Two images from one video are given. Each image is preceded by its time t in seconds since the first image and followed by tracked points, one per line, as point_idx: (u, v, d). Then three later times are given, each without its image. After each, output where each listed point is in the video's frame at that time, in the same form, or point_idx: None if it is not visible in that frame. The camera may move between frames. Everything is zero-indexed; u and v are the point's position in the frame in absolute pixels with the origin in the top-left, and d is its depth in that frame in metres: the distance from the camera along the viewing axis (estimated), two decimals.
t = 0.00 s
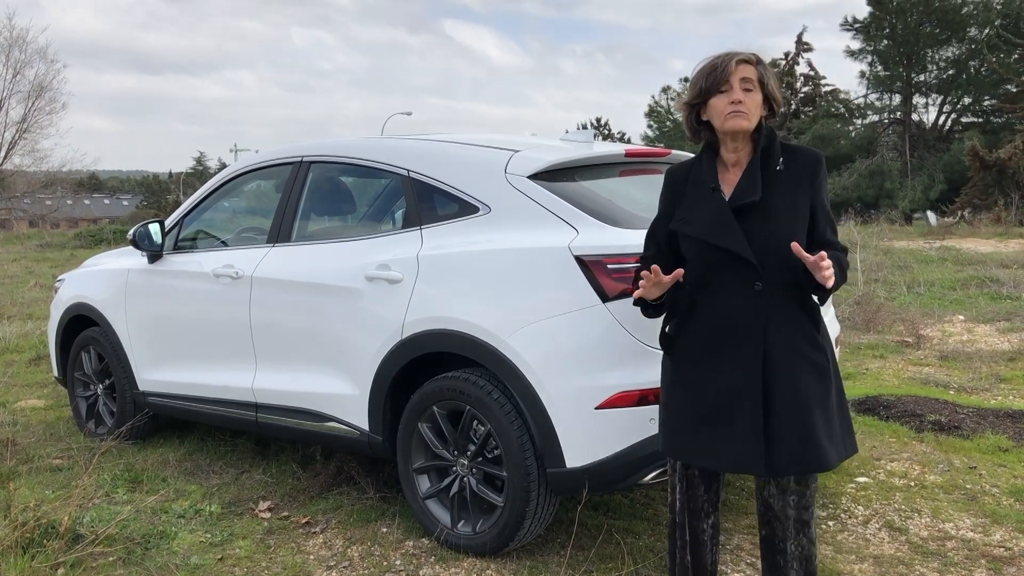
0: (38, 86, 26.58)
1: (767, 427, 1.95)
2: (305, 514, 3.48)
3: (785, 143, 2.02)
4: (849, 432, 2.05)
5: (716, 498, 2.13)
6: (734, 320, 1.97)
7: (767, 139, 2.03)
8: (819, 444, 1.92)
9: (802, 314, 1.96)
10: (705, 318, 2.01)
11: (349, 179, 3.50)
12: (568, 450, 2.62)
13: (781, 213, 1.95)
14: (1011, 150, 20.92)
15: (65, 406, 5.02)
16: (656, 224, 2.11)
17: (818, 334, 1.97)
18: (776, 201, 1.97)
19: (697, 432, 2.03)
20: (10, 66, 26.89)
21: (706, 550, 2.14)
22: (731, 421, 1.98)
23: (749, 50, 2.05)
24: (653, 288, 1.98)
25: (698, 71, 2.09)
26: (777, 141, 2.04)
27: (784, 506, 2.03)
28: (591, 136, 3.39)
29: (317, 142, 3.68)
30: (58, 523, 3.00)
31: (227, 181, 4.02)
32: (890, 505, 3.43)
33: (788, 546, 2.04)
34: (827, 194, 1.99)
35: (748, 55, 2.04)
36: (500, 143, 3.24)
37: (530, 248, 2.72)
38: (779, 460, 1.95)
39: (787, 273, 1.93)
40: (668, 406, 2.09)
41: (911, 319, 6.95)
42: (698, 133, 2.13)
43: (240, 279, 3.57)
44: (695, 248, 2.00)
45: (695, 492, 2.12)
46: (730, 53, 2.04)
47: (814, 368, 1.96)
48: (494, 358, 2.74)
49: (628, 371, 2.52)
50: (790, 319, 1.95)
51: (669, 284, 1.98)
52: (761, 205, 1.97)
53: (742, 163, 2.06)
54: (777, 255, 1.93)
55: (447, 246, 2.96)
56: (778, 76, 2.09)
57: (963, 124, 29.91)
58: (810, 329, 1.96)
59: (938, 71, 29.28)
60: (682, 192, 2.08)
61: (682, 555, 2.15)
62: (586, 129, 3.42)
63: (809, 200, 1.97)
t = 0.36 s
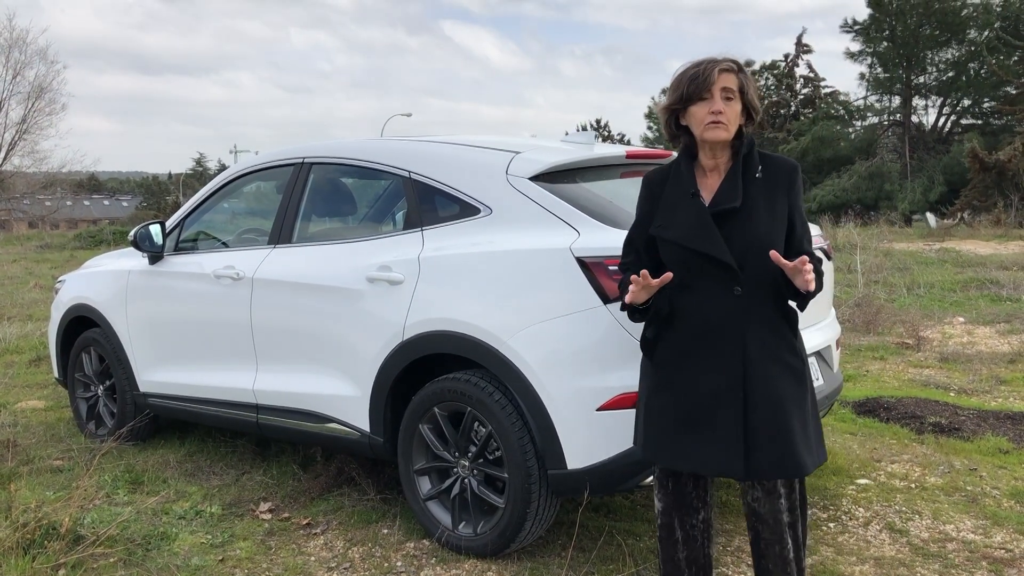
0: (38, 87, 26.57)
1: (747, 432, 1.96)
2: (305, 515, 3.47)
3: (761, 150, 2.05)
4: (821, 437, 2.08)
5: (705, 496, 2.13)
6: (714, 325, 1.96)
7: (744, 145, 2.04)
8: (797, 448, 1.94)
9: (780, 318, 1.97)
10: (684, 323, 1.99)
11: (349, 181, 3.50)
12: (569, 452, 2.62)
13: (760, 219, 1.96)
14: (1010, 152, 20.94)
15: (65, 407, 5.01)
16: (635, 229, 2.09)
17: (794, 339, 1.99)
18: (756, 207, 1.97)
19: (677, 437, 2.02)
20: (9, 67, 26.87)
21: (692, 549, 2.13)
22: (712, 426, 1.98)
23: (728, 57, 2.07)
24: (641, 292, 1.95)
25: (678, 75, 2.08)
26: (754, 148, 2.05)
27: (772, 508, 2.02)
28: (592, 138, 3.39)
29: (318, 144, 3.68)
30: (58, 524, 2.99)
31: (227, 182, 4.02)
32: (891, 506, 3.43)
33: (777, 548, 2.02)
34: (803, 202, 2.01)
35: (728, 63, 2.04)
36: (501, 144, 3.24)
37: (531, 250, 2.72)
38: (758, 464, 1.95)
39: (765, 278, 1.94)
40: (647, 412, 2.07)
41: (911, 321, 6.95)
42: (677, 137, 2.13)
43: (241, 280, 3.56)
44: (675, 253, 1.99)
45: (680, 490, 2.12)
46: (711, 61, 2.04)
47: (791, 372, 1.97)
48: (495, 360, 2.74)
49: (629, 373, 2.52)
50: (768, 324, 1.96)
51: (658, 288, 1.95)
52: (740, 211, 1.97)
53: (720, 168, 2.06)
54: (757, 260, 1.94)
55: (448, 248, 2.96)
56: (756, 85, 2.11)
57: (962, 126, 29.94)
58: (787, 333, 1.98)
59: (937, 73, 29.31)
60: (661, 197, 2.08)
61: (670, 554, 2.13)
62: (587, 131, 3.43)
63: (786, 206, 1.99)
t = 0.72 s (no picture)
0: (39, 87, 26.56)
1: (740, 433, 1.96)
2: (307, 515, 3.48)
3: (749, 154, 2.04)
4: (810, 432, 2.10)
5: (699, 495, 2.14)
6: (705, 327, 1.96)
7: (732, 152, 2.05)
8: (791, 446, 1.95)
9: (769, 319, 1.99)
10: (675, 326, 1.99)
11: (351, 181, 3.50)
12: (571, 452, 2.62)
13: (748, 222, 1.97)
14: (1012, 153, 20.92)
15: (67, 407, 5.02)
16: (621, 234, 2.08)
17: (784, 338, 2.00)
18: (743, 210, 1.97)
19: (671, 440, 2.01)
20: (11, 67, 26.86)
21: (687, 548, 2.13)
22: (705, 428, 1.98)
23: (730, 63, 2.07)
24: (618, 283, 1.98)
25: (678, 75, 2.08)
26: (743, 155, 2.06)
27: (775, 506, 2.02)
28: (594, 138, 3.39)
29: (320, 144, 3.68)
30: (61, 524, 2.99)
31: (229, 183, 4.02)
32: (893, 507, 3.44)
33: (780, 548, 2.02)
34: (787, 203, 2.03)
35: (729, 68, 2.04)
36: (503, 145, 3.24)
37: (534, 250, 2.72)
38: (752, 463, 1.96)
39: (754, 279, 1.96)
40: (639, 416, 2.07)
41: (912, 322, 6.96)
42: (668, 136, 2.12)
43: (244, 280, 3.57)
44: (664, 257, 1.98)
45: (674, 490, 2.12)
46: (713, 64, 2.04)
47: (782, 371, 1.99)
48: (498, 361, 2.75)
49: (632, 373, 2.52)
50: (758, 324, 1.97)
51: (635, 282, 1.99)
52: (729, 214, 1.97)
53: (707, 171, 2.07)
54: (746, 262, 1.94)
55: (450, 248, 2.96)
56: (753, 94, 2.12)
57: (963, 126, 29.93)
58: (777, 333, 1.99)
59: (938, 74, 29.30)
60: (647, 201, 2.06)
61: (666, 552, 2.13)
62: (589, 132, 3.43)
63: (773, 208, 2.00)
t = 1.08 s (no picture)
0: (42, 85, 26.58)
1: (748, 431, 1.96)
2: (311, 513, 3.48)
3: (757, 152, 2.05)
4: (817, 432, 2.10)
5: (707, 494, 2.13)
6: (713, 326, 1.96)
7: (740, 148, 2.05)
8: (799, 444, 1.95)
9: (778, 317, 1.98)
10: (683, 324, 1.99)
11: (355, 179, 3.50)
12: (576, 449, 2.62)
13: (758, 221, 1.96)
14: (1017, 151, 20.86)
15: (71, 405, 5.02)
16: (629, 232, 2.08)
17: (792, 338, 2.00)
18: (753, 209, 1.97)
19: (678, 438, 2.02)
20: (14, 66, 26.88)
21: (695, 547, 2.13)
22: (713, 426, 1.98)
23: (731, 58, 2.06)
24: (626, 268, 1.98)
25: (680, 74, 2.08)
26: (750, 151, 2.06)
27: (778, 505, 2.01)
28: (598, 136, 3.39)
29: (324, 142, 3.68)
30: (66, 521, 3.00)
31: (232, 181, 4.03)
32: (897, 505, 3.44)
33: (784, 546, 2.02)
34: (796, 202, 2.02)
35: (731, 65, 2.04)
36: (508, 143, 3.24)
37: (538, 248, 2.72)
38: (759, 461, 1.96)
39: (763, 278, 1.95)
40: (646, 414, 2.07)
41: (916, 320, 6.95)
42: (674, 135, 2.12)
43: (248, 278, 3.57)
44: (673, 255, 1.98)
45: (682, 487, 2.11)
46: (714, 62, 2.04)
47: (789, 371, 1.98)
48: (502, 358, 2.75)
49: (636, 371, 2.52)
50: (767, 324, 1.97)
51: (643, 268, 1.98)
52: (738, 213, 1.97)
53: (715, 169, 2.07)
54: (756, 261, 1.94)
55: (454, 246, 2.96)
56: (757, 89, 2.11)
57: (967, 124, 29.87)
58: (785, 332, 1.99)
59: (942, 72, 29.24)
60: (656, 199, 2.07)
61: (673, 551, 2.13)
62: (593, 130, 3.43)
63: (782, 207, 1.99)
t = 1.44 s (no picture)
0: (47, 84, 26.63)
1: (748, 432, 1.95)
2: (316, 511, 3.49)
3: (764, 153, 2.04)
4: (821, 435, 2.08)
5: (709, 491, 2.13)
6: (715, 326, 1.96)
7: (746, 148, 2.04)
8: (799, 447, 1.93)
9: (781, 319, 1.97)
10: (686, 323, 1.99)
11: (359, 178, 3.50)
12: (580, 448, 2.62)
13: (763, 222, 1.96)
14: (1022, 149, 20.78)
15: (76, 404, 5.03)
16: (636, 230, 2.09)
17: (795, 340, 1.99)
18: (759, 210, 1.97)
19: (678, 437, 2.02)
20: (19, 65, 26.94)
21: (698, 545, 2.13)
22: (714, 426, 1.98)
23: (728, 58, 2.07)
24: (632, 266, 1.97)
25: (679, 79, 2.09)
26: (757, 150, 2.05)
27: (788, 506, 2.00)
28: (602, 135, 3.39)
29: (328, 141, 3.69)
30: (71, 519, 3.01)
31: (236, 180, 4.03)
32: (902, 504, 3.43)
33: (795, 547, 2.01)
34: (804, 203, 2.01)
35: (729, 65, 2.05)
36: (511, 141, 3.24)
37: (542, 247, 2.72)
38: (759, 462, 1.95)
39: (767, 279, 1.95)
40: (648, 412, 2.07)
41: (921, 319, 6.94)
42: (679, 140, 2.13)
43: (253, 277, 3.57)
44: (677, 254, 1.98)
45: (684, 485, 2.11)
46: (712, 64, 2.05)
47: (792, 373, 1.97)
48: (506, 357, 2.75)
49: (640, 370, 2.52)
50: (770, 325, 1.96)
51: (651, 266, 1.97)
52: (744, 214, 1.96)
53: (723, 170, 2.06)
54: (760, 262, 1.93)
55: (458, 245, 2.97)
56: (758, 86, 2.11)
57: (972, 122, 29.77)
58: (788, 334, 1.98)
59: (947, 69, 29.16)
60: (663, 199, 2.07)
61: (675, 549, 2.13)
62: (597, 128, 3.42)
63: (788, 209, 1.98)
